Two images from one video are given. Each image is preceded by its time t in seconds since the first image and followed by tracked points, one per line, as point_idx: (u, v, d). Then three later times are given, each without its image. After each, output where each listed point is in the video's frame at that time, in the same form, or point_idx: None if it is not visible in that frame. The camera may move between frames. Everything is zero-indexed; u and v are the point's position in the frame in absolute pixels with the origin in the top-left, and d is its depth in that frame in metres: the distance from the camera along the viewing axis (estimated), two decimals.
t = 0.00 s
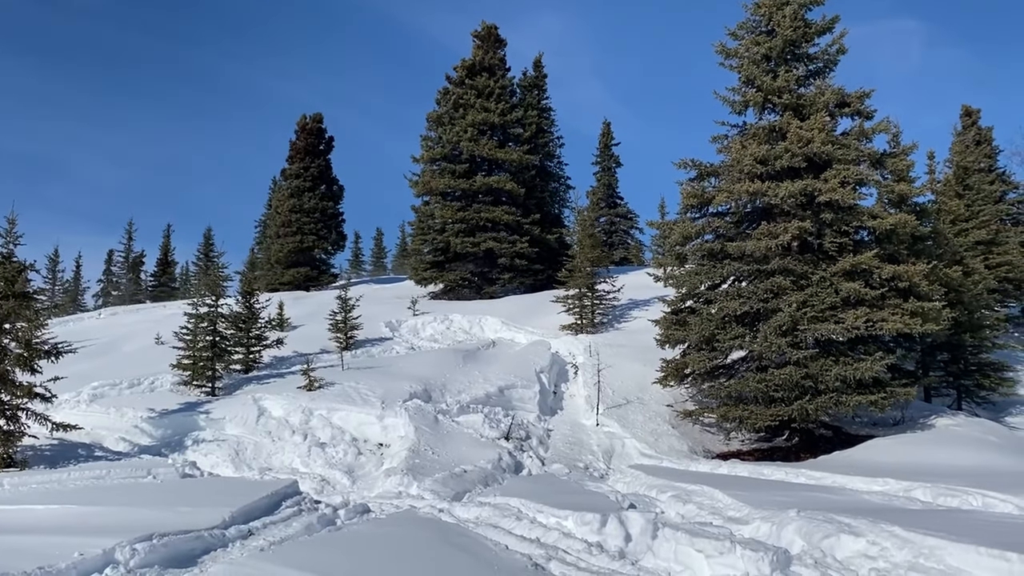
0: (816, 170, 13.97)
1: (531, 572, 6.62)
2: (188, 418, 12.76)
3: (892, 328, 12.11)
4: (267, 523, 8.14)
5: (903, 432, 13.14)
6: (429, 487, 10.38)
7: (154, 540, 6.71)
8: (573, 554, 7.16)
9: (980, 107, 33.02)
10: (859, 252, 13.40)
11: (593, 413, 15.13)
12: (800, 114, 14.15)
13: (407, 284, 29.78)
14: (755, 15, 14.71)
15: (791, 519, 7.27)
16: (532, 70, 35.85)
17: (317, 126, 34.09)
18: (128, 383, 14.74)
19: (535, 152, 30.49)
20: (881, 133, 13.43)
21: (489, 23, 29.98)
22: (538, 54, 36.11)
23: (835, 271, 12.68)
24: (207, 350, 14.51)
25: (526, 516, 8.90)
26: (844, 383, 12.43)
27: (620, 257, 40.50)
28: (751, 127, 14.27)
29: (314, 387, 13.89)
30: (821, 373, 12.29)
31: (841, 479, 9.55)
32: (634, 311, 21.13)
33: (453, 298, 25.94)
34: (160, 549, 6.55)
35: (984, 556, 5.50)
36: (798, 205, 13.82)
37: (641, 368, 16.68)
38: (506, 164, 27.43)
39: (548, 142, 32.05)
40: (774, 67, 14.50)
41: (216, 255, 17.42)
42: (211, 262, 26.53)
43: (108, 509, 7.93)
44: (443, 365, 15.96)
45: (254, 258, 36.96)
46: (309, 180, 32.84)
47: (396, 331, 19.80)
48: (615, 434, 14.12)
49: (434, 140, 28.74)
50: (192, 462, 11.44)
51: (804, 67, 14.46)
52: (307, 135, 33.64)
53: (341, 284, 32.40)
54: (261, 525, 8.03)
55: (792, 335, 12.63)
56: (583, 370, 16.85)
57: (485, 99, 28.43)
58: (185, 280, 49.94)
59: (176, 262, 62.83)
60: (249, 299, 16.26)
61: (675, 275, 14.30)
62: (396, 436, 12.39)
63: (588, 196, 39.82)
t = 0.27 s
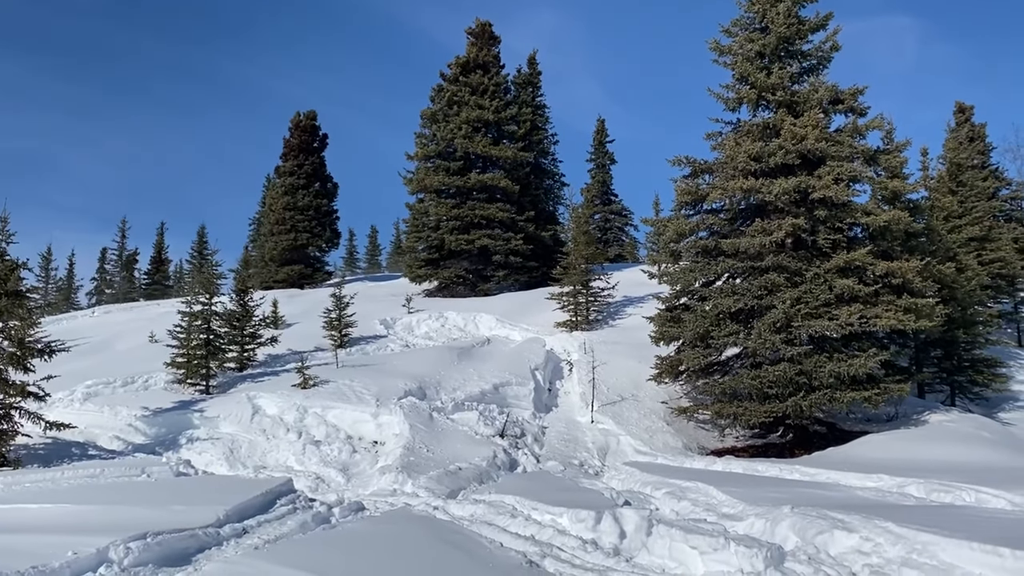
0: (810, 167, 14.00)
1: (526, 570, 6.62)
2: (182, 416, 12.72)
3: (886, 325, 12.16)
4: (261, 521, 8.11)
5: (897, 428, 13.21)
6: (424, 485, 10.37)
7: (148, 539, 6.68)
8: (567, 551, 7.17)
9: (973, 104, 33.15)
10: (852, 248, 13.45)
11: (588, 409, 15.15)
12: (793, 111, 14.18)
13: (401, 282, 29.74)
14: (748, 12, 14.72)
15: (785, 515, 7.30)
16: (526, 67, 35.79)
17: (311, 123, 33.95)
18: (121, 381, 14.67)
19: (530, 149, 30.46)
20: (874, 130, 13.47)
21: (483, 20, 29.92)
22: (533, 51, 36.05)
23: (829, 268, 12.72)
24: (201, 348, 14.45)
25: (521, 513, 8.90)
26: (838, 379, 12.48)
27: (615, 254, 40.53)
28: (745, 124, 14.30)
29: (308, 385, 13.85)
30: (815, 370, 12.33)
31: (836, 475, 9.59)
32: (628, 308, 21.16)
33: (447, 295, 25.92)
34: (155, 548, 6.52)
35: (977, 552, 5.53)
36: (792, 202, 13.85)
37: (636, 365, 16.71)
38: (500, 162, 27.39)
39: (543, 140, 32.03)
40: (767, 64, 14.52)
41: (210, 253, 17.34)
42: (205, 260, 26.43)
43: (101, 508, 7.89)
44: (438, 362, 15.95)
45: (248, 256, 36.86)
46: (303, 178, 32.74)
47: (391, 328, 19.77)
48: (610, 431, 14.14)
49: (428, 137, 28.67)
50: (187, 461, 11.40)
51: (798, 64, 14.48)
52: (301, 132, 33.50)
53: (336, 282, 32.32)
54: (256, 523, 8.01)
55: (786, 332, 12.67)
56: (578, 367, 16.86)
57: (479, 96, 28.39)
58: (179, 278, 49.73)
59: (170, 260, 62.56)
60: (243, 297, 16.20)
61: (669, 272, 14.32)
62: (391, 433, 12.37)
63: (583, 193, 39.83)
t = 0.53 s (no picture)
0: (805, 163, 14.02)
1: (522, 565, 6.63)
2: (177, 413, 12.68)
3: (881, 321, 12.20)
4: (257, 518, 8.10)
5: (891, 424, 13.27)
6: (419, 481, 10.37)
7: (143, 536, 6.66)
8: (563, 547, 7.18)
9: (967, 100, 33.25)
10: (847, 245, 13.48)
11: (583, 406, 15.17)
12: (788, 107, 14.20)
13: (397, 279, 29.68)
14: (743, 9, 14.71)
15: (780, 511, 7.33)
16: (521, 63, 35.71)
17: (306, 120, 33.80)
18: (116, 378, 14.61)
19: (525, 145, 30.43)
20: (869, 126, 13.50)
21: (478, 16, 29.83)
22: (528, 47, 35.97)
23: (823, 264, 12.75)
24: (196, 345, 14.40)
25: (516, 509, 8.91)
26: (833, 375, 12.52)
27: (610, 250, 40.55)
28: (740, 120, 14.31)
29: (304, 381, 13.83)
30: (810, 366, 12.37)
31: (830, 470, 9.63)
32: (624, 305, 21.18)
33: (443, 291, 25.89)
34: (149, 545, 6.50)
35: (970, 547, 5.55)
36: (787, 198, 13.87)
37: (631, 361, 16.74)
38: (495, 158, 27.35)
39: (538, 136, 31.98)
40: (762, 60, 14.52)
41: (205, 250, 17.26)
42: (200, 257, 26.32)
43: (96, 505, 7.86)
44: (434, 359, 15.94)
45: (243, 253, 36.72)
46: (298, 174, 32.61)
47: (386, 325, 19.75)
48: (605, 428, 14.16)
49: (423, 133, 28.59)
50: (182, 458, 11.37)
51: (793, 60, 14.49)
52: (296, 128, 33.34)
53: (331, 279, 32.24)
54: (251, 520, 7.99)
55: (780, 328, 12.71)
56: (573, 364, 16.88)
57: (474, 92, 28.32)
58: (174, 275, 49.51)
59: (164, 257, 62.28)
60: (238, 294, 16.13)
61: (664, 268, 14.34)
62: (387, 430, 12.36)
63: (578, 189, 39.81)
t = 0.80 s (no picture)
0: (802, 158, 14.02)
1: (519, 560, 6.65)
2: (174, 408, 12.66)
3: (877, 315, 12.22)
4: (254, 513, 8.10)
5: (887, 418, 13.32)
6: (417, 476, 10.38)
7: (140, 531, 6.66)
8: (560, 541, 7.20)
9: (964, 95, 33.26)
10: (844, 239, 13.50)
11: (580, 400, 15.19)
12: (785, 102, 14.20)
13: (394, 274, 29.64)
14: (740, 3, 14.69)
15: (776, 505, 7.36)
16: (518, 57, 35.60)
17: (302, 114, 33.67)
18: (113, 374, 14.58)
19: (521, 140, 30.37)
20: (865, 121, 13.51)
21: (475, 10, 29.71)
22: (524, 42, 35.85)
23: (820, 259, 12.77)
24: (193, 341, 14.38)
25: (514, 504, 8.93)
26: (829, 369, 12.55)
27: (607, 245, 40.54)
28: (737, 115, 14.30)
29: (301, 376, 13.82)
30: (807, 360, 12.40)
31: (827, 464, 9.66)
32: (620, 300, 21.19)
33: (440, 287, 25.87)
34: (147, 541, 6.50)
35: (967, 540, 5.59)
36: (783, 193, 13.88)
37: (628, 356, 16.76)
38: (492, 153, 27.30)
39: (535, 131, 31.92)
40: (759, 54, 14.51)
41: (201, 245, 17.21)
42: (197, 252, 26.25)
43: (92, 501, 7.85)
44: (431, 354, 15.94)
45: (240, 248, 36.62)
46: (294, 169, 32.51)
47: (384, 321, 19.74)
48: (602, 422, 14.18)
49: (420, 128, 28.51)
50: (179, 453, 11.36)
51: (790, 55, 14.47)
52: (292, 123, 33.21)
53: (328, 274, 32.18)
54: (248, 515, 7.99)
55: (777, 322, 12.74)
56: (571, 359, 16.89)
57: (471, 87, 28.24)
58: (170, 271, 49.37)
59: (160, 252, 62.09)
60: (235, 290, 16.10)
61: (661, 263, 14.35)
62: (384, 425, 12.36)
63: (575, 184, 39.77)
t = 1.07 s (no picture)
0: (800, 150, 14.00)
1: (518, 552, 6.67)
2: (172, 401, 12.66)
3: (875, 307, 12.23)
4: (253, 506, 8.11)
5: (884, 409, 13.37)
6: (415, 469, 10.40)
7: (139, 524, 6.67)
8: (558, 533, 7.23)
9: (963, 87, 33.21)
10: (842, 231, 13.49)
11: (578, 393, 15.22)
12: (783, 94, 14.17)
13: (392, 266, 29.62)
14: None
15: (774, 496, 7.39)
16: (516, 49, 35.44)
17: (300, 107, 33.54)
18: (111, 367, 14.57)
19: (519, 132, 30.28)
20: (864, 113, 13.49)
21: (472, 1, 29.56)
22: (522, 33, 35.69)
23: (818, 251, 12.77)
24: (191, 333, 14.37)
25: (512, 495, 8.95)
26: (827, 361, 12.57)
27: (605, 238, 40.51)
28: (735, 107, 14.27)
29: (299, 369, 13.83)
30: (805, 352, 12.42)
31: (824, 456, 9.69)
32: (619, 292, 21.19)
33: (438, 279, 25.86)
34: (146, 533, 6.52)
35: (964, 531, 5.62)
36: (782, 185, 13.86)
37: (626, 348, 16.78)
38: (490, 145, 27.22)
39: (533, 123, 31.82)
40: (757, 46, 14.47)
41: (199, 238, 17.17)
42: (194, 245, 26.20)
43: (92, 493, 7.86)
44: (429, 347, 15.94)
45: (238, 241, 36.55)
46: (292, 162, 32.42)
47: (382, 313, 19.74)
48: (601, 414, 14.21)
49: (417, 120, 28.41)
50: (178, 446, 11.38)
51: (788, 47, 14.43)
52: (289, 115, 33.09)
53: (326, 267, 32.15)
54: (247, 508, 8.00)
55: (775, 314, 12.76)
56: (569, 351, 16.91)
57: (469, 79, 28.13)
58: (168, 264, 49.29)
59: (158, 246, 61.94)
60: (233, 282, 16.08)
61: (659, 255, 14.36)
62: (382, 418, 12.38)
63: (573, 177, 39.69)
